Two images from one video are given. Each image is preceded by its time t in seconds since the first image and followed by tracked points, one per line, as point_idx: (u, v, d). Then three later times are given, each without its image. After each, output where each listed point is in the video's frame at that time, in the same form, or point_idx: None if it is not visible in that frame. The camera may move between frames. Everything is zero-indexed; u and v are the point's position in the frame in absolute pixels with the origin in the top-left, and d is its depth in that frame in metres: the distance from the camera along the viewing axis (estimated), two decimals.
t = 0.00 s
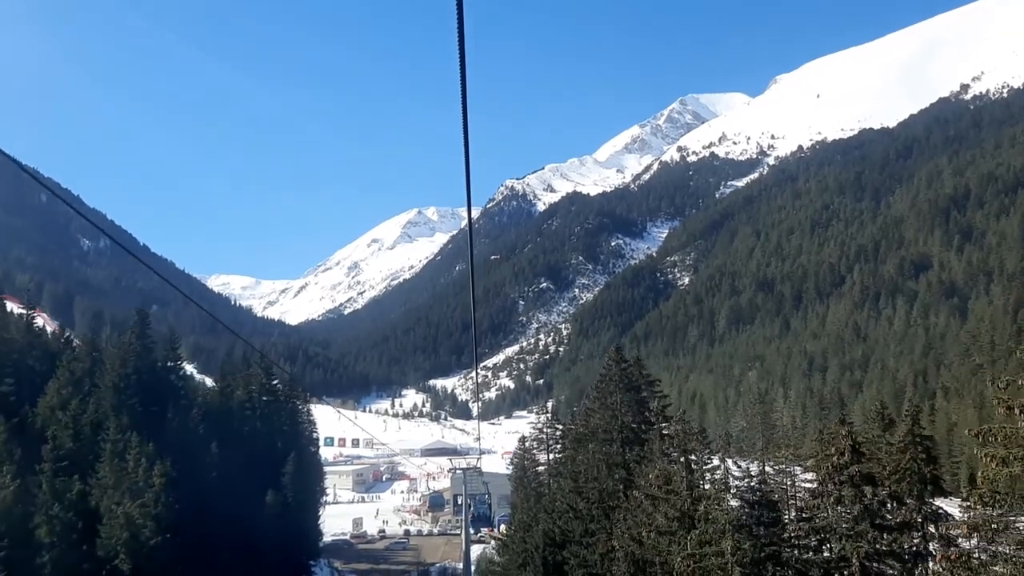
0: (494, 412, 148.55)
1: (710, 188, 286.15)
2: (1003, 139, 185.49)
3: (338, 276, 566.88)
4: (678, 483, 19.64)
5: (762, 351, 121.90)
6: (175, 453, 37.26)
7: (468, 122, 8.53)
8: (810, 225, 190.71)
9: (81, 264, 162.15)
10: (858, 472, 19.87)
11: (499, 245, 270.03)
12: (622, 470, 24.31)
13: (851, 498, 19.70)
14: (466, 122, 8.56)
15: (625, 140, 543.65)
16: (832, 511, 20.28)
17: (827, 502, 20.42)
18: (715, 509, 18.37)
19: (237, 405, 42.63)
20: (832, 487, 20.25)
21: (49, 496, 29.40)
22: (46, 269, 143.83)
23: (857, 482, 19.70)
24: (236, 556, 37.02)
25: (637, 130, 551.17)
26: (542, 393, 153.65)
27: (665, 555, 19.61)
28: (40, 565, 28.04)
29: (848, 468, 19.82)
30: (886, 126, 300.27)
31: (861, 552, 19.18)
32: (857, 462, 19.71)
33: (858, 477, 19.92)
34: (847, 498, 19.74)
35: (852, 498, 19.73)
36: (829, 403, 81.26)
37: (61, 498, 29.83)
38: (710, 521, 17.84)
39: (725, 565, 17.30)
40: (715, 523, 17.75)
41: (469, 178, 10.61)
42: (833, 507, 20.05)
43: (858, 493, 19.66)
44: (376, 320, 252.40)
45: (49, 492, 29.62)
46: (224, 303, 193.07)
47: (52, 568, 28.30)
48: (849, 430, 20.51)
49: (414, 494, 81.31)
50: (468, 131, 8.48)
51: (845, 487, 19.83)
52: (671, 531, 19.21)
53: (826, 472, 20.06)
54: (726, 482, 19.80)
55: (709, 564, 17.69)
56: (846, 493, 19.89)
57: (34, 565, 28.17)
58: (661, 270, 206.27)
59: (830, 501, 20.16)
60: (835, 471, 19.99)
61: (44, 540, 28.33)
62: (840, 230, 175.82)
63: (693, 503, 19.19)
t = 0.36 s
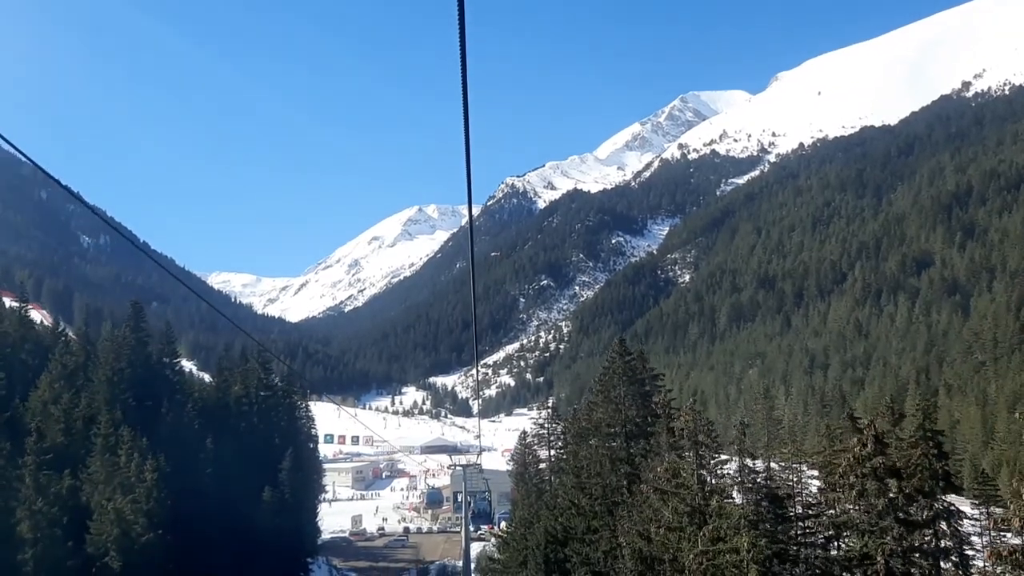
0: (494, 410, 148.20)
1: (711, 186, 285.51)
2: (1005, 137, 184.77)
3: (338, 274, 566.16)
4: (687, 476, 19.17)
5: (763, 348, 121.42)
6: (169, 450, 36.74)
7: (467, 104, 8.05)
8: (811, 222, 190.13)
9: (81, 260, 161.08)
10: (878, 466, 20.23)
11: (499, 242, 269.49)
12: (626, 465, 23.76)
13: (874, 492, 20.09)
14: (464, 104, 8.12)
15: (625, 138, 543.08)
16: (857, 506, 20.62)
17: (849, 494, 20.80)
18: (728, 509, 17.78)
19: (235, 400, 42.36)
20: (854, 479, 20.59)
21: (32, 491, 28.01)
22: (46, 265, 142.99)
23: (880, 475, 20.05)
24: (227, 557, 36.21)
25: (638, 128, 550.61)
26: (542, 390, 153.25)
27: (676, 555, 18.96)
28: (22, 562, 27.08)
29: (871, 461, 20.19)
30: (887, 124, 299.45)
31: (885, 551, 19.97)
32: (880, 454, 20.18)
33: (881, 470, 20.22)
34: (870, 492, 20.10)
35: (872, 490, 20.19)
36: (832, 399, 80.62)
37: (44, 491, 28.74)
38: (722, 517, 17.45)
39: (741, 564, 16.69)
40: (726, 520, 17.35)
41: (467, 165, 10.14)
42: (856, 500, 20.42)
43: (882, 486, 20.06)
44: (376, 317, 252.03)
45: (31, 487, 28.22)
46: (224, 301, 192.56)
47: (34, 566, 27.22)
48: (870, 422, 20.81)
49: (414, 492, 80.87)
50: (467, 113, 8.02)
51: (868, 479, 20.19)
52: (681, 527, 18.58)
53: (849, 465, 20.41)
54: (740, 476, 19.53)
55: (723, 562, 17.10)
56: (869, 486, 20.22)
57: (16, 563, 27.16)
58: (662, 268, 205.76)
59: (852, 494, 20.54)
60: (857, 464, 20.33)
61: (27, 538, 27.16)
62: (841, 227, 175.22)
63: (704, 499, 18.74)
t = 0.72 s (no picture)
0: (494, 408, 147.69)
1: (712, 184, 284.71)
2: (1007, 134, 184.09)
3: (338, 271, 565.22)
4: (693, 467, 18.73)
5: (764, 346, 120.89)
6: (164, 446, 36.25)
7: (468, 101, 8.18)
8: (813, 220, 189.42)
9: (81, 257, 160.26)
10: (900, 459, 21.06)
11: (500, 240, 268.82)
12: (631, 460, 23.30)
13: (902, 484, 20.82)
14: (464, 99, 8.20)
15: (626, 136, 542.07)
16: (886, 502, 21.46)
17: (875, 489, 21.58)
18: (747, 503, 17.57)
19: (231, 396, 41.92)
20: (879, 472, 21.35)
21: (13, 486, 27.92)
22: (45, 262, 142.51)
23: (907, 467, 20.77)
24: (223, 556, 35.80)
25: (638, 126, 549.70)
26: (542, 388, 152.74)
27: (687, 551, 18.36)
28: None
29: (899, 453, 20.99)
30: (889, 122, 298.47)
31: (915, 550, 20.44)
32: (907, 446, 20.93)
33: (908, 463, 20.95)
34: (897, 485, 20.85)
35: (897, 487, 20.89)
36: (834, 398, 80.06)
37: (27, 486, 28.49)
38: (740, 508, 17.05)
39: (758, 563, 16.17)
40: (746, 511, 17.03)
41: (466, 161, 10.20)
42: (884, 494, 21.08)
43: (909, 480, 20.77)
44: (376, 315, 251.54)
45: (13, 480, 28.08)
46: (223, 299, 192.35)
47: (14, 563, 27.00)
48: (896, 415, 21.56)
49: (413, 489, 80.40)
50: (466, 109, 8.18)
51: (896, 472, 20.93)
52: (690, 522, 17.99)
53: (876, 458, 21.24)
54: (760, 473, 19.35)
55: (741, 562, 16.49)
56: (896, 480, 20.97)
57: None
58: (663, 266, 205.05)
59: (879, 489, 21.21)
60: (884, 456, 21.16)
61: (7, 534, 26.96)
62: (843, 224, 174.54)
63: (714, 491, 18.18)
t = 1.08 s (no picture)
0: (495, 405, 147.39)
1: (713, 181, 284.20)
2: (1009, 131, 183.19)
3: (339, 269, 565.36)
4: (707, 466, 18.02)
5: (765, 344, 120.44)
6: (157, 442, 35.51)
7: (469, 94, 7.66)
8: (814, 217, 188.78)
9: (81, 254, 159.97)
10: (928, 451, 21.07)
11: (501, 237, 268.42)
12: (635, 456, 22.89)
13: (934, 480, 20.84)
14: (464, 85, 7.50)
15: (627, 133, 541.34)
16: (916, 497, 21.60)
17: (907, 483, 21.62)
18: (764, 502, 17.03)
19: (228, 391, 41.28)
20: (911, 466, 21.41)
21: None
22: (44, 259, 142.29)
23: (940, 463, 20.81)
24: (219, 553, 35.78)
25: (639, 124, 549.02)
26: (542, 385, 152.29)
27: (698, 549, 17.72)
28: None
29: (930, 446, 20.98)
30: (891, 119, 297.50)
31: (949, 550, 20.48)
32: (940, 438, 20.88)
33: (941, 455, 20.97)
34: (930, 480, 20.87)
35: (932, 478, 20.88)
36: (836, 395, 79.62)
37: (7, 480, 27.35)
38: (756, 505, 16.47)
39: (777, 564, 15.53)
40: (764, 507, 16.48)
41: (468, 154, 9.57)
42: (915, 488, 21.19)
43: (942, 474, 20.75)
44: (377, 313, 251.59)
45: None
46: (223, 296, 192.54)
47: None
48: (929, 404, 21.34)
49: (413, 487, 79.97)
50: (467, 103, 7.60)
51: (929, 467, 20.91)
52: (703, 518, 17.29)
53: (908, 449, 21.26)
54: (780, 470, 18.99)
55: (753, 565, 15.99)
56: (930, 475, 20.95)
57: None
58: (664, 263, 204.66)
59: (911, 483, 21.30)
60: (915, 449, 21.20)
61: None
62: (844, 222, 173.85)
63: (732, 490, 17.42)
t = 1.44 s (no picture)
0: (495, 404, 147.05)
1: (713, 180, 283.73)
2: (1011, 130, 182.64)
3: (340, 268, 564.93)
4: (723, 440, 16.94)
5: (767, 343, 119.98)
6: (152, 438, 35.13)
7: (468, 72, 7.66)
8: (815, 216, 188.33)
9: (81, 253, 159.68)
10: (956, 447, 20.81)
11: (501, 236, 267.96)
12: (641, 453, 22.34)
13: (970, 475, 20.85)
14: (465, 64, 7.54)
15: (627, 132, 540.84)
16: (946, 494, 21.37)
17: (937, 479, 21.36)
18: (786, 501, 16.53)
19: (225, 389, 40.96)
20: (941, 462, 21.28)
21: None
22: (44, 258, 141.97)
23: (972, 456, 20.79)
24: (215, 552, 35.50)
25: (640, 123, 548.51)
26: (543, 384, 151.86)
27: (711, 549, 17.09)
28: None
29: (964, 439, 20.88)
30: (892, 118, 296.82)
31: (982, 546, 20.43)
32: (973, 431, 20.82)
33: (972, 448, 20.90)
34: (963, 475, 20.89)
35: (970, 476, 20.91)
36: (838, 395, 79.08)
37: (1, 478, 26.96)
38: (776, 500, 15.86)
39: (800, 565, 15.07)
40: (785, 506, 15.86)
41: (468, 136, 9.46)
42: (948, 484, 21.10)
43: (978, 469, 20.81)
44: (378, 312, 251.00)
45: None
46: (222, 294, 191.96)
47: None
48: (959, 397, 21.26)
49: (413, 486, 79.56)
50: (468, 79, 7.58)
51: (962, 462, 20.92)
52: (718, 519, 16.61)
53: (939, 443, 21.17)
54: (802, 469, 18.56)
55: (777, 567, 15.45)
56: (962, 470, 20.95)
57: None
58: (665, 262, 204.13)
59: (942, 480, 21.18)
60: (947, 442, 21.07)
61: None
62: (846, 221, 173.31)
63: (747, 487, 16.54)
